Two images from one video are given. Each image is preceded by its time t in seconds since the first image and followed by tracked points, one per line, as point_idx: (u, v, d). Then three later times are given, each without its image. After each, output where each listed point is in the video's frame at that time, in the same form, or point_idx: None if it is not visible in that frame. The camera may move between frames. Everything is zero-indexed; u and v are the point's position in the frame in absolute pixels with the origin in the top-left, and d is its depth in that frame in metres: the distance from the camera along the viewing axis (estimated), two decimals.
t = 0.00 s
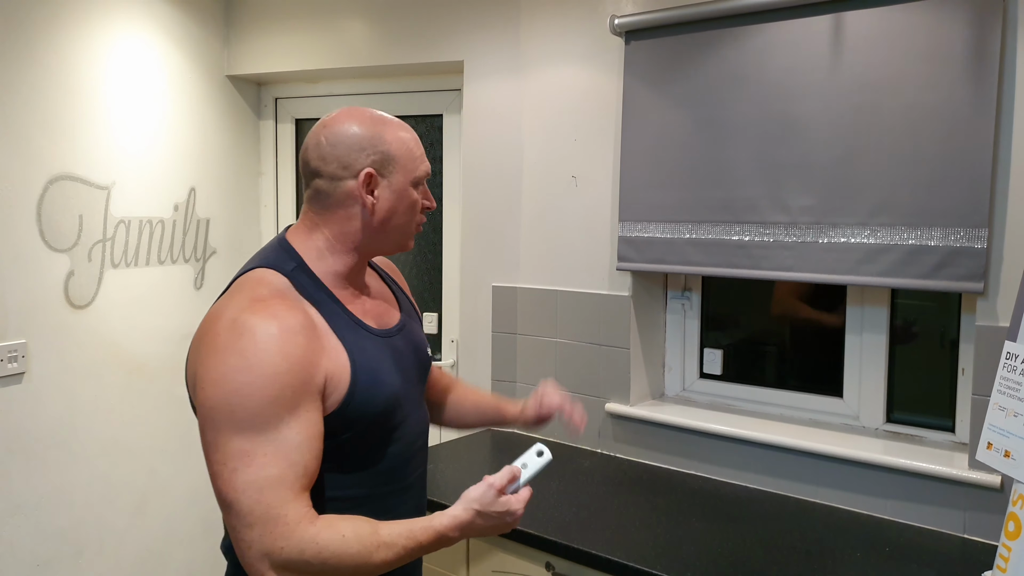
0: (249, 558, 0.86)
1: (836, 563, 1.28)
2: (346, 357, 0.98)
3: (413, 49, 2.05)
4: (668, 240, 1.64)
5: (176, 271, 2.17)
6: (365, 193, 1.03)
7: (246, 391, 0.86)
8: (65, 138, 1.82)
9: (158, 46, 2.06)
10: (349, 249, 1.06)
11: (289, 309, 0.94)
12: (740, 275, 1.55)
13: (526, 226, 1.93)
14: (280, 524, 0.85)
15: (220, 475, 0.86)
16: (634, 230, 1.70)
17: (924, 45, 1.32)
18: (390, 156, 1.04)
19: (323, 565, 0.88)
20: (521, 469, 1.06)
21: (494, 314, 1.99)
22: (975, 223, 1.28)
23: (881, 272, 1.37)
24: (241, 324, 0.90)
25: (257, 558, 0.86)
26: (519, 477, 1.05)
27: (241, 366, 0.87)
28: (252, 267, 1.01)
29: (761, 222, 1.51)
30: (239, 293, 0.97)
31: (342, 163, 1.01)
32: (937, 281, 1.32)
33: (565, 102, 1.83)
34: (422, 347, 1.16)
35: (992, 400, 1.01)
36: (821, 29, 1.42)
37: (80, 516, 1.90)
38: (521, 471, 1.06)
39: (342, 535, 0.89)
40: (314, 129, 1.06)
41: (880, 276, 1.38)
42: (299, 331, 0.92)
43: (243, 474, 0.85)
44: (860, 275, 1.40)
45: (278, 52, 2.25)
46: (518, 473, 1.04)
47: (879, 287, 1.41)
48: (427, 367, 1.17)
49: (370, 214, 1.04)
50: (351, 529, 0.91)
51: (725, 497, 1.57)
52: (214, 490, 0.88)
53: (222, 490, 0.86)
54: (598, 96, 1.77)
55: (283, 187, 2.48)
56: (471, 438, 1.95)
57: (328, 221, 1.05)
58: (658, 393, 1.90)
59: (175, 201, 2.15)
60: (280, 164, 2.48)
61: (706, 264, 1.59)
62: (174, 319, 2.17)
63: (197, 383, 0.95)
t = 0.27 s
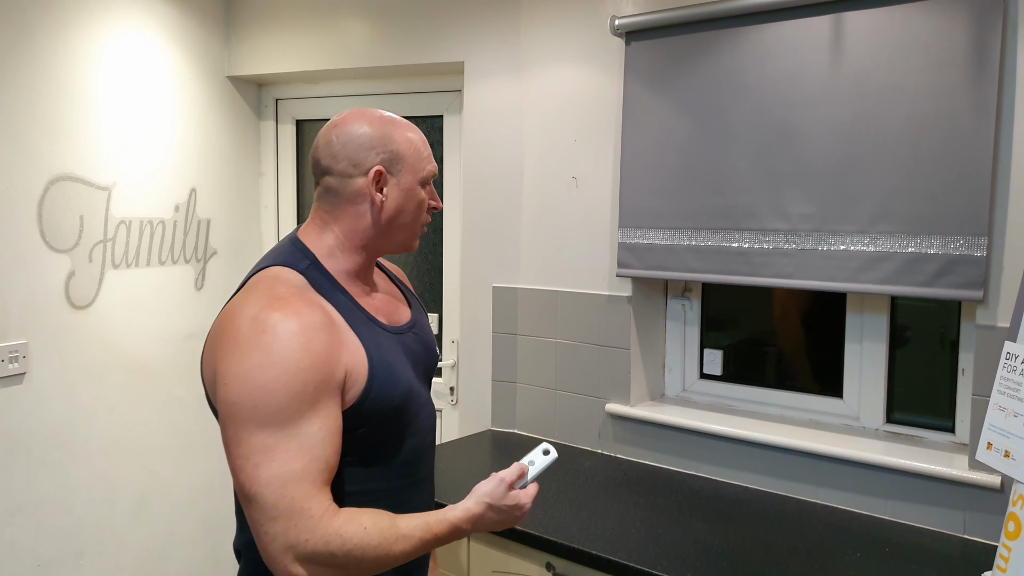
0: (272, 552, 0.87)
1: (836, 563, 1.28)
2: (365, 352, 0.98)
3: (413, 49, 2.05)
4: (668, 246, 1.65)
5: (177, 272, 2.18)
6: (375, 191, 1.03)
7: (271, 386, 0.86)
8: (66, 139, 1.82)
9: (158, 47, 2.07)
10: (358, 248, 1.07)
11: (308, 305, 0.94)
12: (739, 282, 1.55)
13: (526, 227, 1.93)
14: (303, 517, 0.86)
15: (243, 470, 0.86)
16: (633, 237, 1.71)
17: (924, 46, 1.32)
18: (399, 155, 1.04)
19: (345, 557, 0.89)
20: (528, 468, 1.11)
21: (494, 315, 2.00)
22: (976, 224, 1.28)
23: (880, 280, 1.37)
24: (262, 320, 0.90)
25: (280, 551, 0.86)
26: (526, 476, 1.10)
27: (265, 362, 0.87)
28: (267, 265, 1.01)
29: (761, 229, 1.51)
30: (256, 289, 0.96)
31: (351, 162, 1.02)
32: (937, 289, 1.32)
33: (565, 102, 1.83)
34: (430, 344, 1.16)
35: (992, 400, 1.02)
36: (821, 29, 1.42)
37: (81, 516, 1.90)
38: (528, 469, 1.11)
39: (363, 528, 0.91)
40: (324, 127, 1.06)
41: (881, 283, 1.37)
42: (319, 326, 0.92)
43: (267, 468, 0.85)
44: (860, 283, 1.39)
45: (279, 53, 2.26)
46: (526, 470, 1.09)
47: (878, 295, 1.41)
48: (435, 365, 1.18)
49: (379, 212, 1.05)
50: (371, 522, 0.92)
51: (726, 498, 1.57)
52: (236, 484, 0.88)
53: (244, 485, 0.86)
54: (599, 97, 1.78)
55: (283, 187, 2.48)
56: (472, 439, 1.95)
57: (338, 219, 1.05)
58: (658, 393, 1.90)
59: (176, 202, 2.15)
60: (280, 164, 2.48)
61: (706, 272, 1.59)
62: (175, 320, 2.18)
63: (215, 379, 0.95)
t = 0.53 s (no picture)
0: (285, 550, 0.87)
1: (836, 563, 1.28)
2: (375, 351, 0.98)
3: (413, 50, 2.05)
4: (667, 254, 1.65)
5: (177, 273, 2.18)
6: (386, 187, 1.04)
7: (286, 386, 0.86)
8: (66, 140, 1.82)
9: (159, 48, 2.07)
10: (367, 245, 1.07)
11: (320, 305, 0.94)
12: (739, 289, 1.55)
13: (526, 227, 1.93)
14: (317, 516, 0.86)
15: (257, 470, 0.86)
16: (633, 244, 1.71)
17: (925, 46, 1.32)
18: (409, 152, 1.06)
19: (358, 555, 0.90)
20: (533, 463, 1.13)
21: (495, 316, 2.00)
22: (975, 225, 1.28)
23: (880, 288, 1.38)
24: (275, 320, 0.90)
25: (294, 549, 0.87)
26: (532, 471, 1.13)
27: (280, 362, 0.87)
28: (276, 264, 1.00)
29: (761, 236, 1.52)
30: (267, 288, 0.96)
31: (364, 157, 1.03)
32: (935, 298, 1.32)
33: (565, 103, 1.83)
34: (433, 343, 1.17)
35: (991, 400, 1.02)
36: (821, 31, 1.42)
37: (82, 517, 1.90)
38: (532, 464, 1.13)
39: (375, 525, 0.92)
40: (331, 126, 1.07)
41: (880, 292, 1.38)
42: (332, 326, 0.93)
43: (282, 468, 0.86)
44: (861, 291, 1.40)
45: (279, 54, 2.26)
46: (532, 464, 1.10)
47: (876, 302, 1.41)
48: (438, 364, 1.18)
49: (389, 208, 1.05)
50: (383, 519, 0.93)
51: (726, 498, 1.58)
52: (249, 484, 0.88)
53: (258, 484, 0.86)
54: (599, 98, 1.78)
55: (284, 188, 2.49)
56: (472, 439, 1.95)
57: (348, 215, 1.05)
58: (657, 394, 1.90)
59: (176, 203, 2.16)
60: (281, 165, 2.49)
61: (706, 279, 1.59)
62: (175, 321, 2.18)
63: (226, 378, 0.94)
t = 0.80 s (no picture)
0: (295, 548, 0.87)
1: (836, 563, 1.28)
2: (380, 349, 0.99)
3: (413, 51, 2.06)
4: (667, 261, 1.65)
5: (177, 273, 2.18)
6: (391, 186, 1.05)
7: (293, 384, 0.86)
8: (66, 141, 1.83)
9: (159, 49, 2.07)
10: (370, 244, 1.07)
11: (325, 303, 0.94)
12: (739, 297, 1.55)
13: (526, 228, 1.94)
14: (327, 512, 0.86)
15: (266, 467, 0.86)
16: (633, 250, 1.71)
17: (925, 47, 1.32)
18: (413, 152, 1.07)
19: (367, 550, 0.90)
20: (535, 456, 1.14)
21: (495, 316, 2.00)
22: (975, 226, 1.28)
23: (880, 296, 1.37)
24: (281, 319, 0.90)
25: (304, 546, 0.87)
26: (534, 464, 1.13)
27: (287, 360, 0.87)
28: (280, 265, 1.00)
29: (760, 244, 1.52)
30: (271, 287, 0.96)
31: (369, 157, 1.03)
32: (933, 306, 1.32)
33: (565, 104, 1.84)
34: (436, 342, 1.17)
35: (990, 401, 1.02)
36: (820, 32, 1.43)
37: (82, 517, 1.90)
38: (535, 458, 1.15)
39: (383, 521, 0.92)
40: (334, 125, 1.07)
41: (879, 300, 1.38)
42: (337, 324, 0.93)
43: (290, 465, 0.86)
44: (859, 300, 1.40)
45: (279, 55, 2.26)
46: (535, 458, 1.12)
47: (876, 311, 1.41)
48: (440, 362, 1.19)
49: (394, 207, 1.06)
50: (392, 514, 0.93)
51: (726, 499, 1.58)
52: (257, 482, 0.88)
53: (267, 482, 0.86)
54: (599, 98, 1.78)
55: (284, 189, 2.49)
56: (472, 439, 1.95)
57: (352, 214, 1.05)
58: (657, 394, 1.90)
59: (176, 204, 2.16)
60: (281, 166, 2.49)
61: (705, 285, 1.59)
62: (175, 321, 2.18)
63: (232, 378, 0.94)
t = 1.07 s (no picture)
0: (295, 544, 0.87)
1: (836, 563, 1.28)
2: (382, 348, 0.99)
3: (413, 51, 2.06)
4: (667, 267, 1.66)
5: (177, 273, 2.18)
6: (392, 187, 1.04)
7: (295, 380, 0.86)
8: (66, 141, 1.83)
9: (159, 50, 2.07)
10: (371, 244, 1.07)
11: (327, 301, 0.95)
12: (739, 304, 1.55)
13: (526, 228, 1.94)
14: (327, 508, 0.86)
15: (267, 463, 0.86)
16: (633, 257, 1.72)
17: (925, 47, 1.32)
18: (414, 153, 1.07)
19: (367, 547, 0.90)
20: (534, 458, 1.15)
21: (495, 317, 2.00)
22: (975, 226, 1.28)
23: (880, 305, 1.38)
24: (283, 315, 0.90)
25: (304, 542, 0.87)
26: (533, 466, 1.15)
27: (289, 356, 0.87)
28: (282, 263, 1.00)
29: (760, 251, 1.52)
30: (274, 285, 0.96)
31: (370, 157, 1.03)
32: (935, 314, 1.33)
33: (565, 104, 1.84)
34: (438, 341, 1.17)
35: (990, 401, 1.02)
36: (820, 32, 1.43)
37: (82, 517, 1.90)
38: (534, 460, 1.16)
39: (383, 518, 0.92)
40: (337, 125, 1.08)
41: (879, 308, 1.38)
42: (339, 322, 0.93)
43: (291, 460, 0.86)
44: (859, 308, 1.40)
45: (279, 55, 2.26)
46: (533, 460, 1.13)
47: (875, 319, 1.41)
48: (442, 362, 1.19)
49: (395, 208, 1.06)
50: (392, 512, 0.93)
51: (726, 499, 1.58)
52: (257, 478, 0.88)
53: (267, 478, 0.86)
54: (599, 98, 1.78)
55: (284, 189, 2.49)
56: (473, 440, 1.95)
57: (353, 215, 1.05)
58: (658, 395, 1.90)
59: (176, 204, 2.16)
60: (281, 166, 2.49)
61: (705, 292, 1.60)
62: (175, 321, 2.18)
63: (234, 375, 0.94)
